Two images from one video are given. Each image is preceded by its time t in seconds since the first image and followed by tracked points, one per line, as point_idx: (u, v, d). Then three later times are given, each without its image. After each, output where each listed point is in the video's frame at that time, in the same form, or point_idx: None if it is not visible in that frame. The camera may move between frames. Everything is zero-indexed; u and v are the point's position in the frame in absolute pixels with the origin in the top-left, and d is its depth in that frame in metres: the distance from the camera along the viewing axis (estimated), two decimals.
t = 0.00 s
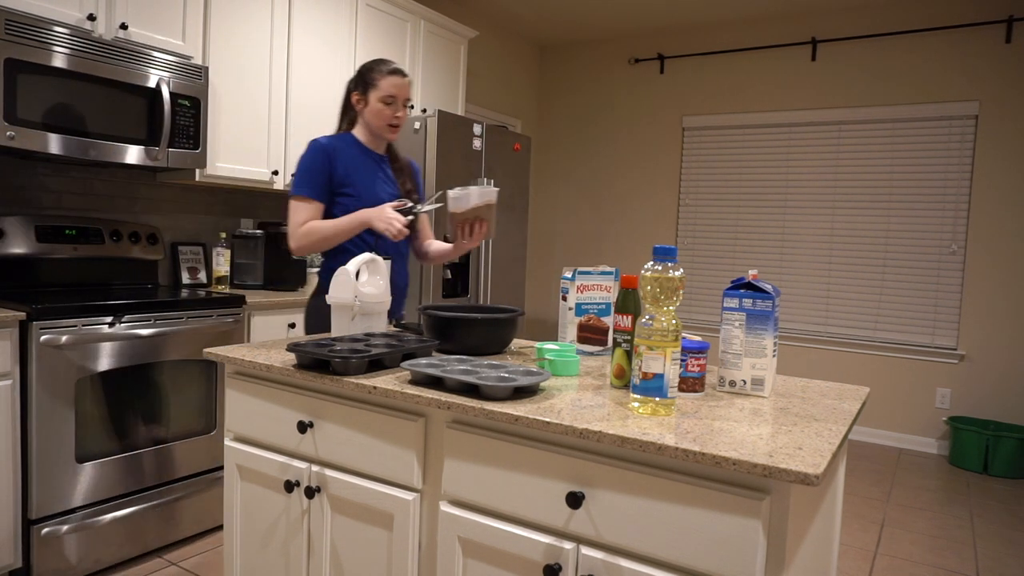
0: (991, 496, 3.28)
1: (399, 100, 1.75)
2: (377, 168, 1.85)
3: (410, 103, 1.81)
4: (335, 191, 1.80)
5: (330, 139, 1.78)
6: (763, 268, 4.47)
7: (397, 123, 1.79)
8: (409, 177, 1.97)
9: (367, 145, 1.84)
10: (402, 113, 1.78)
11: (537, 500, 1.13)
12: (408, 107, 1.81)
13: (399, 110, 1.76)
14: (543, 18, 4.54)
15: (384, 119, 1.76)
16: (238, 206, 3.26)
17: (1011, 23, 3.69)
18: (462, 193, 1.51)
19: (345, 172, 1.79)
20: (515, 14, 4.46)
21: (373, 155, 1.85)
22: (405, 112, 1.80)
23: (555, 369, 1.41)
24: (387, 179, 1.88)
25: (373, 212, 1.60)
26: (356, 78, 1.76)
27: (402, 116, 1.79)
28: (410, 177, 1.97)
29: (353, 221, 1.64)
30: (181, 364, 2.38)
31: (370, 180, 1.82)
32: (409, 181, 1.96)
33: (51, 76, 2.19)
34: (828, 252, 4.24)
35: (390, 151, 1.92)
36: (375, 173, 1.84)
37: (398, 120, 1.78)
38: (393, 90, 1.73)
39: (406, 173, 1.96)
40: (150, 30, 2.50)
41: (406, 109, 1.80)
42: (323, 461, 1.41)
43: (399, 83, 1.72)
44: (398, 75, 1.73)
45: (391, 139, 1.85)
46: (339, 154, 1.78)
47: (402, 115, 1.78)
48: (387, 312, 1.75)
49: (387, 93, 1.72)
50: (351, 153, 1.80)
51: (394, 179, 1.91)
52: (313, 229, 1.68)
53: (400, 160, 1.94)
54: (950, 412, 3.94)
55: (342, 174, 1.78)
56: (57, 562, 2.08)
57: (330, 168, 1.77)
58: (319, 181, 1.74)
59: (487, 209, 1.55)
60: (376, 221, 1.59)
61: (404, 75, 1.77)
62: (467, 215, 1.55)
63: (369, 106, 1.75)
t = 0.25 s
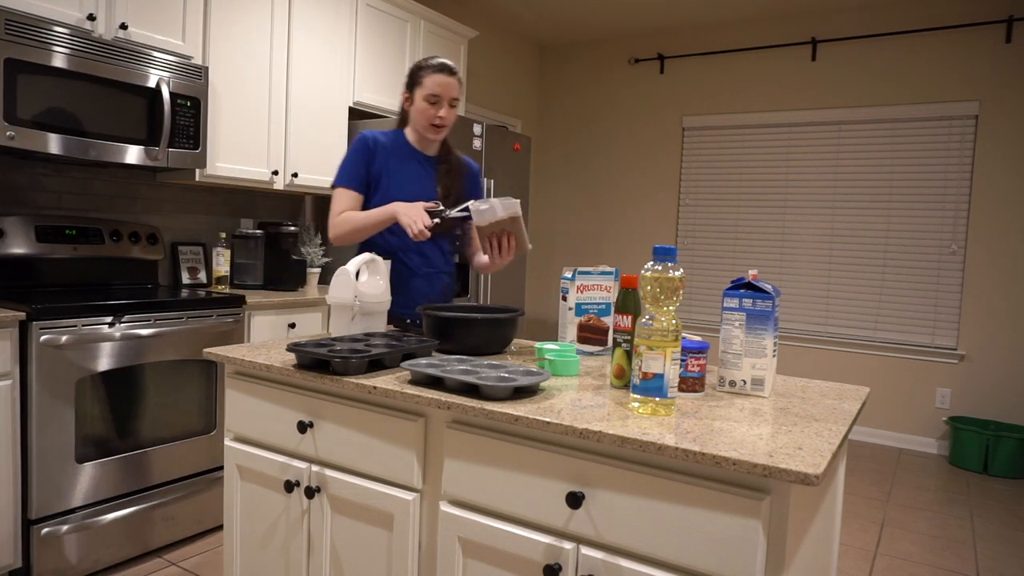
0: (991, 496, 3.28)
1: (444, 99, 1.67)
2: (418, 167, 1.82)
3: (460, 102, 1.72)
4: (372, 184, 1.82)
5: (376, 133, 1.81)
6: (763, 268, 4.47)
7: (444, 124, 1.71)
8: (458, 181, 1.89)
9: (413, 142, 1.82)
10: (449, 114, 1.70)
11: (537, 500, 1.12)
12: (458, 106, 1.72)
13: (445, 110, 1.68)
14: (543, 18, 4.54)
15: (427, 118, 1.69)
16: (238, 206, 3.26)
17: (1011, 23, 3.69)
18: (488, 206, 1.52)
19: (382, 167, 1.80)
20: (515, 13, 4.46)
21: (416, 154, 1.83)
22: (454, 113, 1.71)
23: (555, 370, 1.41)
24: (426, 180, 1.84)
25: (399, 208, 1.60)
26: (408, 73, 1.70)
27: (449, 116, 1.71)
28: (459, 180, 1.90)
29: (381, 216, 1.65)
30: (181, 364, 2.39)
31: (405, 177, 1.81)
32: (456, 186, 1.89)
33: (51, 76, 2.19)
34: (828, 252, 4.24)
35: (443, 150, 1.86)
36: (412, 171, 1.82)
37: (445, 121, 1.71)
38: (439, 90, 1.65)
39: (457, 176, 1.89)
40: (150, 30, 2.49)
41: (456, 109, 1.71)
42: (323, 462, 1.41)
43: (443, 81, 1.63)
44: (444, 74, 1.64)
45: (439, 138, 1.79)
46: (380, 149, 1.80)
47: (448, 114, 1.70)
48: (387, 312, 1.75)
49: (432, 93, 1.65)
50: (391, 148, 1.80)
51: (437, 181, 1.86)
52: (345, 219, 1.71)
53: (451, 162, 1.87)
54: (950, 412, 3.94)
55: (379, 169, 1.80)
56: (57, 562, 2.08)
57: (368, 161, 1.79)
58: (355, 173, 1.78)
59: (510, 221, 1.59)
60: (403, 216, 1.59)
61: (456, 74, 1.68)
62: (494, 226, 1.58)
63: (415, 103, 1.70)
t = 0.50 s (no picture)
0: (991, 496, 3.28)
1: (485, 103, 1.60)
2: (459, 169, 1.79)
3: (506, 107, 1.63)
4: (415, 183, 1.82)
5: (425, 132, 1.81)
6: (763, 268, 4.47)
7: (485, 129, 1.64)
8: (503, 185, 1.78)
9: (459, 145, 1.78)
10: (490, 119, 1.62)
11: (537, 500, 1.12)
12: (503, 110, 1.64)
13: (485, 114, 1.61)
14: (543, 18, 4.54)
15: (467, 122, 1.63)
16: (237, 206, 3.26)
17: (1011, 23, 3.69)
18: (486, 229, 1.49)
19: (425, 166, 1.80)
20: (515, 13, 4.46)
21: (460, 156, 1.79)
22: (495, 118, 1.63)
23: (555, 370, 1.41)
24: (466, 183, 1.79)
25: (421, 216, 1.60)
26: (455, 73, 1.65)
27: (492, 120, 1.63)
28: (506, 185, 1.79)
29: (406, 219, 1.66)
30: (181, 364, 2.39)
31: (445, 178, 1.79)
32: (501, 191, 1.78)
33: (51, 76, 2.19)
34: (828, 252, 4.24)
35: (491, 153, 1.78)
36: (453, 173, 1.79)
37: (485, 125, 1.63)
38: (479, 93, 1.58)
39: (504, 180, 1.78)
40: (150, 30, 2.49)
41: (499, 114, 1.63)
42: (323, 461, 1.41)
43: (482, 85, 1.56)
44: (485, 77, 1.57)
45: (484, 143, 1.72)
46: (425, 148, 1.80)
47: (490, 119, 1.62)
48: (387, 312, 1.75)
49: (472, 95, 1.58)
50: (435, 149, 1.80)
51: (478, 185, 1.79)
52: (379, 216, 1.73)
53: (498, 166, 1.78)
54: (950, 412, 3.94)
55: (421, 168, 1.81)
56: (57, 562, 2.08)
57: (412, 159, 1.80)
58: (399, 170, 1.80)
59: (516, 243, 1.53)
60: (425, 224, 1.60)
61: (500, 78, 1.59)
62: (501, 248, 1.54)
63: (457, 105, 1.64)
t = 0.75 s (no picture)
0: (991, 496, 3.28)
1: (502, 101, 1.58)
2: (480, 168, 1.76)
3: (523, 105, 1.62)
4: (437, 184, 1.80)
5: (446, 134, 1.79)
6: (763, 268, 4.47)
7: (503, 128, 1.62)
8: (526, 181, 1.74)
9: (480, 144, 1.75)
10: (506, 117, 1.61)
11: (537, 500, 1.12)
12: (520, 108, 1.62)
13: (501, 113, 1.60)
14: (544, 18, 4.53)
15: (485, 121, 1.62)
16: (237, 206, 3.27)
17: (1011, 23, 3.69)
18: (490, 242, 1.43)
19: (445, 168, 1.78)
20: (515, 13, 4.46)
21: (480, 155, 1.76)
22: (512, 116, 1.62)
23: (555, 370, 1.41)
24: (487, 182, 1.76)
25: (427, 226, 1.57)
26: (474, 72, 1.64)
27: (509, 119, 1.62)
28: (528, 181, 1.75)
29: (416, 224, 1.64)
30: (180, 364, 2.39)
31: (465, 178, 1.76)
32: (524, 187, 1.74)
33: (51, 76, 2.19)
34: (828, 252, 4.24)
35: (513, 150, 1.74)
36: (473, 172, 1.76)
37: (501, 125, 1.62)
38: (495, 92, 1.58)
39: (526, 176, 1.74)
40: (150, 30, 2.49)
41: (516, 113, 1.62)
42: (323, 462, 1.41)
43: (497, 82, 1.55)
44: (501, 74, 1.55)
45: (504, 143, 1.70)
46: (446, 149, 1.78)
47: (508, 118, 1.61)
48: (387, 312, 1.75)
49: (489, 94, 1.57)
50: (456, 149, 1.77)
51: (500, 183, 1.76)
52: (395, 219, 1.72)
53: (520, 163, 1.74)
54: (950, 412, 3.94)
55: (442, 170, 1.78)
56: (57, 562, 2.08)
57: (432, 162, 1.79)
58: (419, 174, 1.79)
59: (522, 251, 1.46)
60: (430, 233, 1.56)
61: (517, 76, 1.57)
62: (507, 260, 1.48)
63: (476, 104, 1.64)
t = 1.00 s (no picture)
0: (991, 496, 3.29)
1: (510, 101, 1.58)
2: (490, 167, 1.76)
3: (533, 104, 1.61)
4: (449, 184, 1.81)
5: (459, 134, 1.81)
6: (763, 268, 4.47)
7: (513, 128, 1.62)
8: (536, 180, 1.72)
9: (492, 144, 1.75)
10: (515, 117, 1.61)
11: (537, 500, 1.12)
12: (530, 108, 1.62)
13: (510, 112, 1.60)
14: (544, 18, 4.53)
15: (494, 121, 1.62)
16: (238, 206, 3.27)
17: (1011, 23, 3.69)
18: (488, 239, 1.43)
19: (456, 167, 1.79)
20: (515, 13, 4.46)
21: (491, 154, 1.76)
22: (521, 116, 1.61)
23: (555, 369, 1.41)
24: (497, 180, 1.75)
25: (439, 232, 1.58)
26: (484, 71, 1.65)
27: (519, 118, 1.62)
28: (539, 179, 1.72)
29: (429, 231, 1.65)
30: (180, 364, 2.39)
31: (475, 177, 1.76)
32: (534, 185, 1.72)
33: (51, 76, 2.19)
34: (829, 252, 4.24)
35: (525, 149, 1.73)
36: (484, 171, 1.76)
37: (510, 124, 1.62)
38: (503, 92, 1.58)
39: (537, 174, 1.72)
40: (150, 30, 2.49)
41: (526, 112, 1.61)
42: (323, 462, 1.41)
43: (505, 82, 1.55)
44: (508, 74, 1.55)
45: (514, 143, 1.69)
46: (458, 149, 1.79)
47: (517, 117, 1.61)
48: (387, 312, 1.75)
49: (497, 94, 1.57)
50: (467, 150, 1.78)
51: (510, 181, 1.74)
52: (410, 224, 1.75)
53: (531, 162, 1.72)
54: (950, 412, 3.94)
55: (454, 169, 1.79)
56: (57, 562, 2.08)
57: (444, 162, 1.81)
58: (432, 175, 1.81)
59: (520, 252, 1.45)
60: (442, 239, 1.57)
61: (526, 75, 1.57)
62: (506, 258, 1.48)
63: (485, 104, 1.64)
